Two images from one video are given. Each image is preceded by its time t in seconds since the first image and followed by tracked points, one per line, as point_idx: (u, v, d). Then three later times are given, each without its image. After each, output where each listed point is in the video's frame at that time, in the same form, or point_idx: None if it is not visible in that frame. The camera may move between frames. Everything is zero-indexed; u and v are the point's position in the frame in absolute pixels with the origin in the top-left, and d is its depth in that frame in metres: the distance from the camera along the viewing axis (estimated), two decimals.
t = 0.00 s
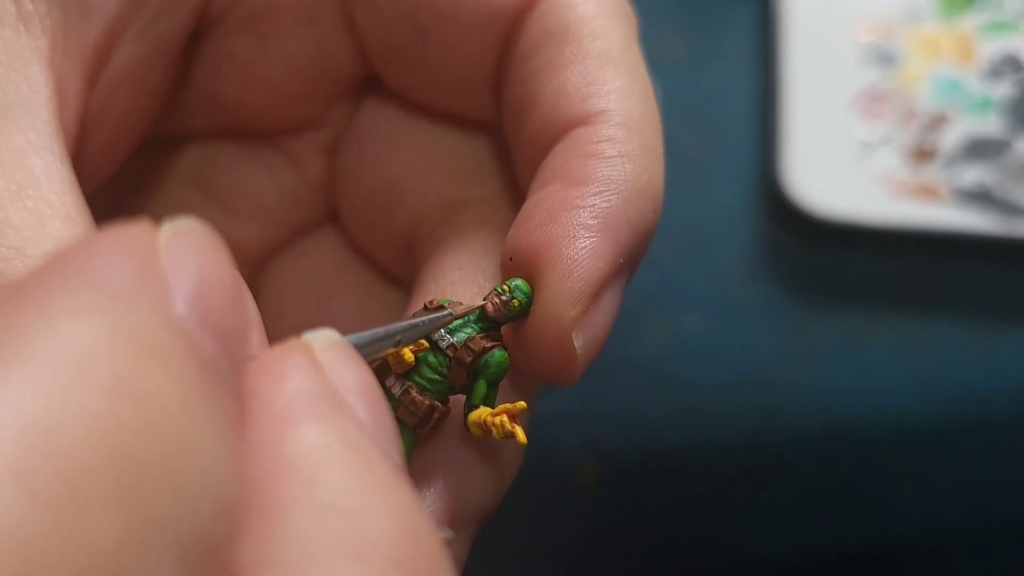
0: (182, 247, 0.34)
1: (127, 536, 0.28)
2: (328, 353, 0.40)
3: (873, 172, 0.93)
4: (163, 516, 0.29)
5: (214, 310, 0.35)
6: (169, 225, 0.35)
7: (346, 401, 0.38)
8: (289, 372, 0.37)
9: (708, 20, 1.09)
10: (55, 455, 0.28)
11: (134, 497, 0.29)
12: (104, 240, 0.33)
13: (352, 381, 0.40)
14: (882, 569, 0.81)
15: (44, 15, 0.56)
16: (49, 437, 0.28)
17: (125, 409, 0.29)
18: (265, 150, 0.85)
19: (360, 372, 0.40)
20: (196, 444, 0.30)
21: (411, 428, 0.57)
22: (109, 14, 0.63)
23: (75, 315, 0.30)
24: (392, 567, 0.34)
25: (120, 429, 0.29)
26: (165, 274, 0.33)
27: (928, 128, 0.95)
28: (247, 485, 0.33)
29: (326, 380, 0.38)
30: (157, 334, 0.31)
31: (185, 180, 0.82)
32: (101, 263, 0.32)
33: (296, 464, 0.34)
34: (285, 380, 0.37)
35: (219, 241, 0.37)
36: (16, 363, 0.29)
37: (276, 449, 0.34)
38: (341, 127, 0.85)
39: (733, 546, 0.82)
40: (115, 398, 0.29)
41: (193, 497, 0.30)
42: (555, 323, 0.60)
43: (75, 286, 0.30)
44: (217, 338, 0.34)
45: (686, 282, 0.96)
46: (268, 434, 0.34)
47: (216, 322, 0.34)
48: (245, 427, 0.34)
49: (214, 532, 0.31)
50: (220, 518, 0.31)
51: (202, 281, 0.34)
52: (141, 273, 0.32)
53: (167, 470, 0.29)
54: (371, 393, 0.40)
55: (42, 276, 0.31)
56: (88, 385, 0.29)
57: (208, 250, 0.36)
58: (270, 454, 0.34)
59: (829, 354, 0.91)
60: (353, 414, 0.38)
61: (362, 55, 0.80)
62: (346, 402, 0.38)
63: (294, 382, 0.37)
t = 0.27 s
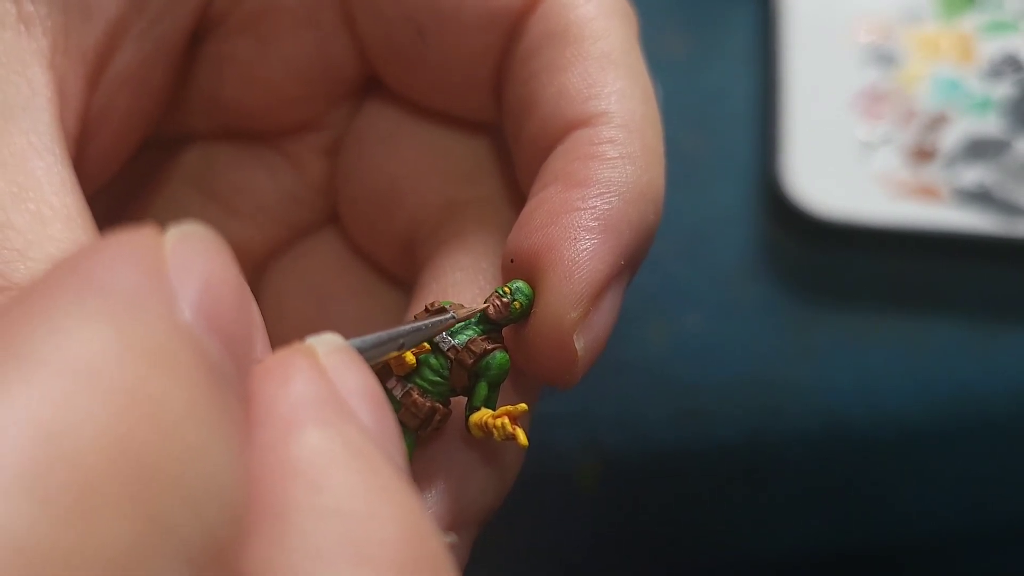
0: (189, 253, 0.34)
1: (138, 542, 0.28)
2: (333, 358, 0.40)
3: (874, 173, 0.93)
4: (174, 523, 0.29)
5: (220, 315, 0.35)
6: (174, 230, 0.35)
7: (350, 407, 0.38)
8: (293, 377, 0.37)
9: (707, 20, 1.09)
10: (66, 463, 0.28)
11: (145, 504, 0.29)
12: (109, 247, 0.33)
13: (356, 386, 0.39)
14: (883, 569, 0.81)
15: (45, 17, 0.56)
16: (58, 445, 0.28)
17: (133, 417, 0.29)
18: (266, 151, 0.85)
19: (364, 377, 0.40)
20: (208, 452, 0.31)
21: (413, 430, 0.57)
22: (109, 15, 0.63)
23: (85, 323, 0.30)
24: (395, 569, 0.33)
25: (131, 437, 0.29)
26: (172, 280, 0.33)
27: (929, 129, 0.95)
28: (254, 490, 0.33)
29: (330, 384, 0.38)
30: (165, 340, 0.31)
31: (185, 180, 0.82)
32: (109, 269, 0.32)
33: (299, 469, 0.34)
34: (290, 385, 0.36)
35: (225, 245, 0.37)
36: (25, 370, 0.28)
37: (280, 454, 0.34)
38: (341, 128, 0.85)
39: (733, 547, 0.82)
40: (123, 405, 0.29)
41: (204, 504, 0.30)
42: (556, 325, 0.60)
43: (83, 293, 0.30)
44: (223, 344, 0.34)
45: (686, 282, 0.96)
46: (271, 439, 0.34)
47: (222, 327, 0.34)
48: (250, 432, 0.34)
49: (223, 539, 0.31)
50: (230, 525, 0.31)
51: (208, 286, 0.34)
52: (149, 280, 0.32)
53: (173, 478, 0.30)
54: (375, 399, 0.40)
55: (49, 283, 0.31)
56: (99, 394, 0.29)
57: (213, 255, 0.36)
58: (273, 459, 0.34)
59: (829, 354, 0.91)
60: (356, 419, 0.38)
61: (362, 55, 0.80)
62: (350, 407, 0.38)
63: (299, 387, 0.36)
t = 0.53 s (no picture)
0: (177, 261, 0.34)
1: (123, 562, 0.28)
2: (328, 367, 0.39)
3: (873, 172, 0.93)
4: (161, 543, 0.29)
5: (210, 325, 0.35)
6: (162, 239, 0.35)
7: (344, 420, 0.38)
8: (286, 390, 0.36)
9: (706, 21, 1.09)
10: (52, 481, 0.27)
11: (132, 523, 0.29)
12: (96, 260, 0.32)
13: (351, 398, 0.39)
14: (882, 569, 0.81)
15: (42, 16, 0.56)
16: (47, 461, 0.27)
17: (121, 431, 0.29)
18: (264, 149, 0.85)
19: (360, 387, 0.40)
20: (196, 470, 0.31)
21: (409, 430, 0.57)
22: (106, 14, 0.62)
23: (72, 338, 0.29)
24: None
25: (119, 455, 0.29)
26: (161, 293, 0.33)
27: (928, 128, 0.95)
28: (245, 508, 0.33)
29: (325, 397, 0.37)
30: (154, 355, 0.31)
31: (183, 180, 0.82)
32: (95, 282, 0.31)
33: (291, 485, 0.34)
34: (283, 398, 0.36)
35: (212, 255, 0.37)
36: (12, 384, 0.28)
37: (271, 472, 0.34)
38: (340, 128, 0.85)
39: (731, 547, 0.82)
40: (112, 420, 0.29)
41: (191, 523, 0.30)
42: (552, 325, 0.60)
43: (71, 308, 0.30)
44: (211, 356, 0.34)
45: (685, 283, 0.96)
46: (262, 455, 0.34)
47: (212, 342, 0.34)
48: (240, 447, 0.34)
49: (209, 559, 0.31)
50: (215, 545, 0.31)
51: (197, 298, 0.34)
52: (137, 295, 0.32)
53: (165, 494, 0.29)
54: (371, 409, 0.40)
55: (33, 297, 0.30)
56: (87, 411, 0.29)
57: (202, 264, 0.36)
58: (265, 476, 0.34)
59: (829, 354, 0.91)
60: (350, 433, 0.37)
61: (360, 55, 0.80)
62: (344, 421, 0.38)
63: (292, 400, 0.36)
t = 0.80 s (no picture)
0: (184, 269, 0.35)
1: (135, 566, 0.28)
2: (329, 373, 0.40)
3: (873, 172, 0.93)
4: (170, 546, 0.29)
5: (218, 333, 0.34)
6: (169, 249, 0.35)
7: (346, 424, 0.38)
8: (289, 396, 0.37)
9: (706, 22, 1.09)
10: (64, 487, 0.27)
11: (143, 528, 0.29)
12: (103, 268, 0.32)
13: (353, 404, 0.39)
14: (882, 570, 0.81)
15: (42, 18, 0.56)
16: (59, 469, 0.27)
17: (132, 438, 0.29)
18: (264, 149, 0.85)
19: (361, 393, 0.40)
20: (206, 475, 0.31)
21: (407, 434, 0.57)
22: (106, 16, 0.62)
23: (81, 345, 0.29)
24: None
25: (129, 462, 0.29)
26: (168, 301, 0.33)
27: (928, 128, 0.95)
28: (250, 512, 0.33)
29: (327, 403, 0.38)
30: (165, 363, 0.31)
31: (183, 181, 0.82)
32: (106, 291, 0.31)
33: (295, 487, 0.34)
34: (286, 404, 0.36)
35: (221, 263, 0.37)
36: (22, 391, 0.28)
37: (275, 476, 0.34)
38: (339, 131, 0.85)
39: (731, 547, 0.82)
40: (124, 427, 0.29)
41: (201, 528, 0.30)
42: (550, 330, 0.60)
43: (82, 315, 0.30)
44: (220, 363, 0.34)
45: (684, 284, 0.96)
46: (266, 460, 0.34)
47: (219, 350, 0.34)
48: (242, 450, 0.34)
49: (216, 561, 0.31)
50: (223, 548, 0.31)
51: (206, 305, 0.34)
52: (143, 304, 0.32)
53: (175, 501, 0.29)
54: (372, 415, 0.40)
55: (43, 303, 0.30)
56: (95, 418, 0.29)
57: (209, 273, 0.36)
58: (269, 480, 0.34)
59: (829, 353, 0.91)
60: (352, 437, 0.38)
61: (359, 55, 0.80)
62: (346, 426, 0.38)
63: (295, 406, 0.36)
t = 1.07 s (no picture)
0: (80, 234, 0.30)
1: None
2: (291, 416, 0.33)
3: (874, 172, 0.93)
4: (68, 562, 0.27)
5: (116, 303, 0.31)
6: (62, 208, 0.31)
7: (311, 487, 0.33)
8: (247, 453, 0.31)
9: (706, 19, 1.09)
10: None
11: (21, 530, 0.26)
12: None
13: (316, 447, 0.34)
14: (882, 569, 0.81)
15: (40, 14, 0.56)
16: None
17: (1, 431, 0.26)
18: (264, 142, 0.85)
19: (329, 438, 0.35)
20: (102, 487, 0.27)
21: (416, 426, 0.58)
22: (103, 14, 0.62)
23: None
24: None
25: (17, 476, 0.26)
26: (56, 269, 0.29)
27: (928, 129, 0.95)
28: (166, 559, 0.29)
29: (291, 463, 0.32)
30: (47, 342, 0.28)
31: (186, 173, 0.83)
32: None
33: None
34: (245, 468, 0.31)
35: (122, 223, 0.33)
36: None
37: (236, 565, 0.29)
38: (339, 120, 0.85)
39: (730, 547, 0.82)
40: None
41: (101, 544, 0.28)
42: (553, 323, 0.60)
43: None
44: (118, 336, 0.31)
45: (684, 282, 0.96)
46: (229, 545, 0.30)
47: (116, 322, 0.31)
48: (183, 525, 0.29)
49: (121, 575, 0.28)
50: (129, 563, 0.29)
51: (103, 274, 0.31)
52: (27, 282, 0.29)
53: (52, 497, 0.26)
54: (342, 465, 0.35)
55: None
56: None
57: (103, 232, 0.31)
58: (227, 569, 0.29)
59: (829, 355, 0.91)
60: (320, 506, 0.33)
61: (357, 47, 0.80)
62: (312, 489, 0.33)
63: (255, 471, 0.31)
